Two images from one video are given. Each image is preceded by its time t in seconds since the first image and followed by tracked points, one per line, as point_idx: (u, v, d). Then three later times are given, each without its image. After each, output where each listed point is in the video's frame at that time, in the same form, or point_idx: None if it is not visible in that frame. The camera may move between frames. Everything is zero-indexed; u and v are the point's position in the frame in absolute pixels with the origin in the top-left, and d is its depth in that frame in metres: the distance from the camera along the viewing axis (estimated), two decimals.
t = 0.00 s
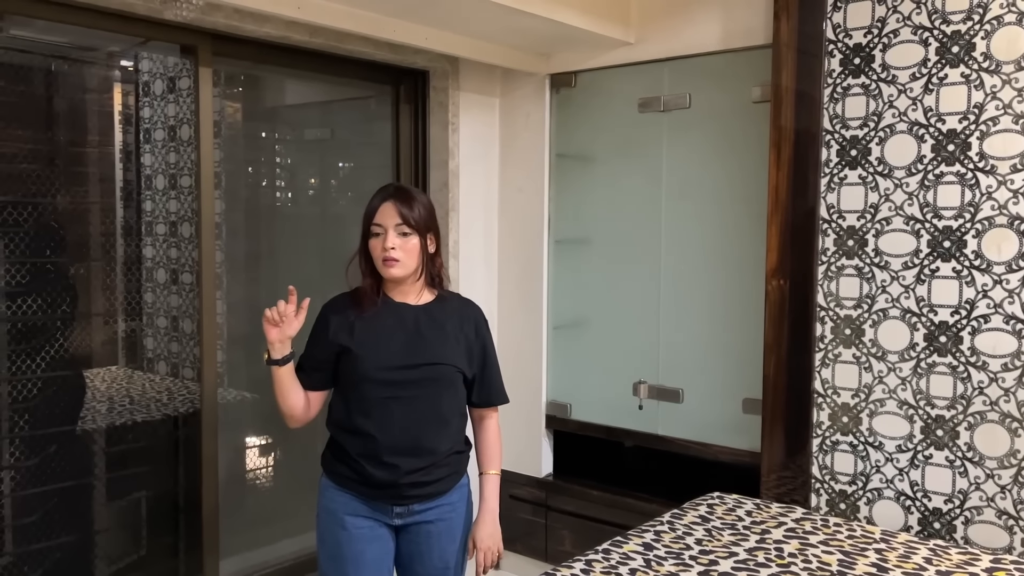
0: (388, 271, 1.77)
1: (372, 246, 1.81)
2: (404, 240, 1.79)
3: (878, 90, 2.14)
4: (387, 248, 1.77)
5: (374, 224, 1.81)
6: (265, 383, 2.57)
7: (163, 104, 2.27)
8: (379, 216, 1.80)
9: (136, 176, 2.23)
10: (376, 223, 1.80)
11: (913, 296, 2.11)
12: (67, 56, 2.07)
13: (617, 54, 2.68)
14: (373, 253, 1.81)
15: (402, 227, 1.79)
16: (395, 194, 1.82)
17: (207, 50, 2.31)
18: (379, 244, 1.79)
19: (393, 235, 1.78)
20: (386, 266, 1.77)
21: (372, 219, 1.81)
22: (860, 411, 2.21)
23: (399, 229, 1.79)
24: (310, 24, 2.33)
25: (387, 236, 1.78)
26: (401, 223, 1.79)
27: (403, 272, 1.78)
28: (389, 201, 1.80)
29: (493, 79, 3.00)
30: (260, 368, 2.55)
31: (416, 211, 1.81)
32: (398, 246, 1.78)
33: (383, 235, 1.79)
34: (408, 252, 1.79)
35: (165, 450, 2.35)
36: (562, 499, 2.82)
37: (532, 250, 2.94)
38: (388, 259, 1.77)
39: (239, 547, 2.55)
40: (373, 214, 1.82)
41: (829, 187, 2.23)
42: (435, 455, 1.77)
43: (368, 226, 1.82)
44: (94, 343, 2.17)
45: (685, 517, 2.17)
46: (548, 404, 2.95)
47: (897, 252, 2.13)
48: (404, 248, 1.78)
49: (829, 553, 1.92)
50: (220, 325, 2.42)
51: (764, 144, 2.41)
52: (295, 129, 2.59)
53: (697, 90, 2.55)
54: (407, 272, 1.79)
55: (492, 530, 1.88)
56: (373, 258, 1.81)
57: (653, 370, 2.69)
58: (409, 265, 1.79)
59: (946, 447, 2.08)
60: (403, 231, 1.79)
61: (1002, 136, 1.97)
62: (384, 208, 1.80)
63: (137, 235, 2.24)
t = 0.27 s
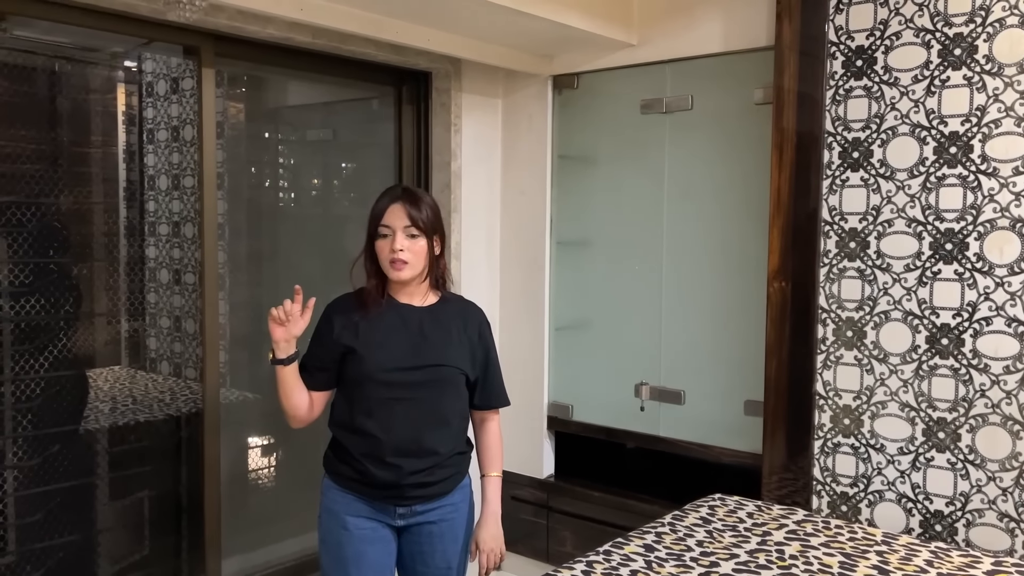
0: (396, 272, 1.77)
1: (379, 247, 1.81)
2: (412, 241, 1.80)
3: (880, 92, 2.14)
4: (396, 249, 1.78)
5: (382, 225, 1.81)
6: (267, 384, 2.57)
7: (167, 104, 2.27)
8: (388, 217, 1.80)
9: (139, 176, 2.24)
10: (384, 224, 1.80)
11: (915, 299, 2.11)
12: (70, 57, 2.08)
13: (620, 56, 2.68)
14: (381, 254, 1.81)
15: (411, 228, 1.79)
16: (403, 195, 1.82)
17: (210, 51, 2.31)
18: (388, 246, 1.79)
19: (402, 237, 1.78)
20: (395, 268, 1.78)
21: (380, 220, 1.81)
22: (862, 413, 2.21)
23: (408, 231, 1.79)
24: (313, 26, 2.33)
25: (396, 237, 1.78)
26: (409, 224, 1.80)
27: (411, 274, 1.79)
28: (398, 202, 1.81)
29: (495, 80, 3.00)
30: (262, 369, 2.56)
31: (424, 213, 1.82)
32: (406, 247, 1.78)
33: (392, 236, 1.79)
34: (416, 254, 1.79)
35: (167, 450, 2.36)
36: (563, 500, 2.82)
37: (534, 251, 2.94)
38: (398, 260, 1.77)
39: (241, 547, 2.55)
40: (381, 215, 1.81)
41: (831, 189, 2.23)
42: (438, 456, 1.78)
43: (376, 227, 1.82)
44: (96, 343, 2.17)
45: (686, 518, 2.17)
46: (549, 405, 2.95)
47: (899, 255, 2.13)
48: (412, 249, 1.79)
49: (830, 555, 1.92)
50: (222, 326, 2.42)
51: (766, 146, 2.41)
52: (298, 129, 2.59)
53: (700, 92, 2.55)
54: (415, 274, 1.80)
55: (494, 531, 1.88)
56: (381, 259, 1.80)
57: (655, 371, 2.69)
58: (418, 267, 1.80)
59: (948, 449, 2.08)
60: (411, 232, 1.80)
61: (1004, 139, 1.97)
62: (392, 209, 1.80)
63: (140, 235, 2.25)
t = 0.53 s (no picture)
0: (421, 273, 1.78)
1: (398, 248, 1.78)
2: (435, 243, 1.81)
3: (881, 94, 2.14)
4: (424, 250, 1.78)
5: (403, 226, 1.78)
6: (269, 384, 2.58)
7: (169, 106, 2.28)
8: (412, 219, 1.78)
9: (142, 177, 2.24)
10: (408, 225, 1.78)
11: (915, 301, 2.11)
12: (73, 58, 2.08)
13: (621, 58, 2.69)
14: (400, 256, 1.78)
15: (436, 230, 1.81)
16: (421, 196, 1.81)
17: (212, 52, 2.32)
18: (411, 248, 1.78)
19: (428, 238, 1.79)
20: (422, 269, 1.78)
21: (401, 221, 1.77)
22: (862, 415, 2.21)
23: (432, 233, 1.80)
24: (315, 27, 2.34)
25: (422, 239, 1.78)
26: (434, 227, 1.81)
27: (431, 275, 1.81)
28: (421, 203, 1.80)
29: (497, 82, 3.01)
30: (264, 369, 2.56)
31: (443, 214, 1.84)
32: (431, 249, 1.80)
33: (417, 238, 1.78)
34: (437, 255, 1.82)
35: (168, 451, 2.36)
36: (564, 502, 2.82)
37: (535, 253, 2.94)
38: (425, 262, 1.78)
39: (242, 547, 2.55)
40: (402, 216, 1.77)
41: (832, 191, 2.23)
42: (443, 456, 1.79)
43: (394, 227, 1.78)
44: (98, 344, 2.18)
45: (686, 520, 2.17)
46: (550, 406, 2.95)
47: (900, 257, 2.13)
48: (435, 251, 1.81)
49: (830, 558, 1.92)
50: (223, 326, 2.43)
51: (767, 148, 2.41)
52: (300, 131, 2.60)
53: (701, 94, 2.55)
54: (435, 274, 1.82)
55: (495, 527, 1.88)
56: (401, 261, 1.78)
57: (656, 373, 2.69)
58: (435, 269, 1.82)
59: (948, 452, 2.08)
60: (435, 234, 1.81)
61: (1005, 141, 1.97)
62: (417, 210, 1.79)
63: (142, 236, 2.25)
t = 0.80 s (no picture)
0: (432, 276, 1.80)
1: (412, 249, 1.77)
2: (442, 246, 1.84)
3: (880, 97, 2.15)
4: (437, 253, 1.80)
5: (419, 228, 1.78)
6: (267, 385, 2.58)
7: (168, 106, 2.28)
8: (428, 222, 1.79)
9: (141, 177, 2.24)
10: (424, 228, 1.78)
11: (913, 303, 2.11)
12: (72, 59, 2.09)
13: (620, 60, 2.69)
14: (412, 257, 1.78)
15: (444, 234, 1.84)
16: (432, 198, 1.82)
17: (211, 53, 2.32)
18: (425, 250, 1.78)
19: (439, 241, 1.81)
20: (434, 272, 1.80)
21: (417, 223, 1.77)
22: (861, 417, 2.21)
23: (441, 235, 1.83)
24: (314, 28, 2.34)
25: (435, 242, 1.80)
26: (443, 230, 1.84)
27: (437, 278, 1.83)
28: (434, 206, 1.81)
29: (496, 83, 3.01)
30: (262, 370, 2.56)
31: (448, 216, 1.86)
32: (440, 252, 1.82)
33: (431, 240, 1.80)
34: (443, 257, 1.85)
35: (167, 451, 2.36)
36: (563, 504, 2.82)
37: (534, 255, 2.94)
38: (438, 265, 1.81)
39: (241, 548, 2.56)
40: (418, 218, 1.77)
41: (830, 193, 2.23)
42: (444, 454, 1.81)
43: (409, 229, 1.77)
44: (96, 344, 2.18)
45: (684, 522, 2.17)
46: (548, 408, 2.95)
47: (898, 259, 2.13)
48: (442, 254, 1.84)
49: (828, 559, 1.92)
50: (222, 327, 2.43)
51: (766, 150, 2.41)
52: (299, 132, 2.60)
53: (700, 96, 2.55)
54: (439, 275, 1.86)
55: (490, 519, 1.90)
56: (414, 263, 1.78)
57: (654, 375, 2.70)
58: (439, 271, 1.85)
59: (946, 454, 2.08)
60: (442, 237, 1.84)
61: (1003, 144, 1.98)
62: (431, 213, 1.80)
63: (140, 236, 2.25)
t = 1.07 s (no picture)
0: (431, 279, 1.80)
1: (412, 252, 1.78)
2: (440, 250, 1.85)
3: (873, 100, 2.15)
4: (436, 256, 1.81)
5: (420, 231, 1.78)
6: (262, 387, 2.58)
7: (163, 108, 2.28)
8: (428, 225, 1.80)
9: (136, 179, 2.24)
10: (425, 230, 1.79)
11: (906, 306, 2.12)
12: (67, 60, 2.09)
13: (615, 62, 2.69)
14: (413, 260, 1.78)
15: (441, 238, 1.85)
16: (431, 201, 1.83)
17: (206, 54, 2.32)
18: (426, 253, 1.79)
19: (437, 243, 1.82)
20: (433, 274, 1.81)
21: (417, 226, 1.78)
22: (854, 420, 2.21)
23: (439, 238, 1.84)
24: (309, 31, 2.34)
25: (434, 245, 1.81)
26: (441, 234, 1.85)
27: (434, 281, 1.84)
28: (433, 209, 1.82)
29: (491, 85, 3.01)
30: (257, 372, 2.56)
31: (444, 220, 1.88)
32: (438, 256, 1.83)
33: (430, 244, 1.80)
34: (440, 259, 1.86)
35: (161, 453, 2.36)
36: (558, 506, 2.82)
37: (529, 257, 2.94)
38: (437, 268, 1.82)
39: (235, 550, 2.55)
40: (419, 221, 1.78)
41: (824, 196, 2.24)
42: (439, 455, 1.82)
43: (410, 232, 1.77)
44: (91, 346, 2.18)
45: (678, 524, 2.18)
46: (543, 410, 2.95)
47: (891, 262, 2.14)
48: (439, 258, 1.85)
49: (821, 562, 1.93)
50: (217, 329, 2.42)
51: (760, 153, 2.42)
52: (294, 134, 2.60)
53: (694, 98, 2.55)
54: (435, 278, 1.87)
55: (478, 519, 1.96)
56: (414, 266, 1.78)
57: (649, 377, 2.70)
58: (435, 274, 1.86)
59: (939, 456, 2.08)
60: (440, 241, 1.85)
61: (995, 147, 1.98)
62: (431, 216, 1.81)
63: (135, 238, 2.25)
